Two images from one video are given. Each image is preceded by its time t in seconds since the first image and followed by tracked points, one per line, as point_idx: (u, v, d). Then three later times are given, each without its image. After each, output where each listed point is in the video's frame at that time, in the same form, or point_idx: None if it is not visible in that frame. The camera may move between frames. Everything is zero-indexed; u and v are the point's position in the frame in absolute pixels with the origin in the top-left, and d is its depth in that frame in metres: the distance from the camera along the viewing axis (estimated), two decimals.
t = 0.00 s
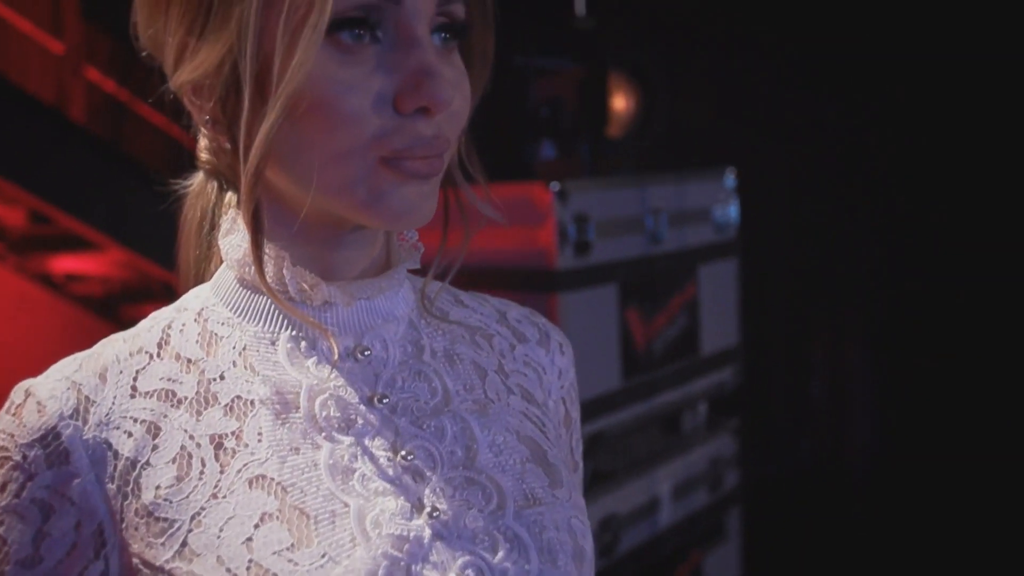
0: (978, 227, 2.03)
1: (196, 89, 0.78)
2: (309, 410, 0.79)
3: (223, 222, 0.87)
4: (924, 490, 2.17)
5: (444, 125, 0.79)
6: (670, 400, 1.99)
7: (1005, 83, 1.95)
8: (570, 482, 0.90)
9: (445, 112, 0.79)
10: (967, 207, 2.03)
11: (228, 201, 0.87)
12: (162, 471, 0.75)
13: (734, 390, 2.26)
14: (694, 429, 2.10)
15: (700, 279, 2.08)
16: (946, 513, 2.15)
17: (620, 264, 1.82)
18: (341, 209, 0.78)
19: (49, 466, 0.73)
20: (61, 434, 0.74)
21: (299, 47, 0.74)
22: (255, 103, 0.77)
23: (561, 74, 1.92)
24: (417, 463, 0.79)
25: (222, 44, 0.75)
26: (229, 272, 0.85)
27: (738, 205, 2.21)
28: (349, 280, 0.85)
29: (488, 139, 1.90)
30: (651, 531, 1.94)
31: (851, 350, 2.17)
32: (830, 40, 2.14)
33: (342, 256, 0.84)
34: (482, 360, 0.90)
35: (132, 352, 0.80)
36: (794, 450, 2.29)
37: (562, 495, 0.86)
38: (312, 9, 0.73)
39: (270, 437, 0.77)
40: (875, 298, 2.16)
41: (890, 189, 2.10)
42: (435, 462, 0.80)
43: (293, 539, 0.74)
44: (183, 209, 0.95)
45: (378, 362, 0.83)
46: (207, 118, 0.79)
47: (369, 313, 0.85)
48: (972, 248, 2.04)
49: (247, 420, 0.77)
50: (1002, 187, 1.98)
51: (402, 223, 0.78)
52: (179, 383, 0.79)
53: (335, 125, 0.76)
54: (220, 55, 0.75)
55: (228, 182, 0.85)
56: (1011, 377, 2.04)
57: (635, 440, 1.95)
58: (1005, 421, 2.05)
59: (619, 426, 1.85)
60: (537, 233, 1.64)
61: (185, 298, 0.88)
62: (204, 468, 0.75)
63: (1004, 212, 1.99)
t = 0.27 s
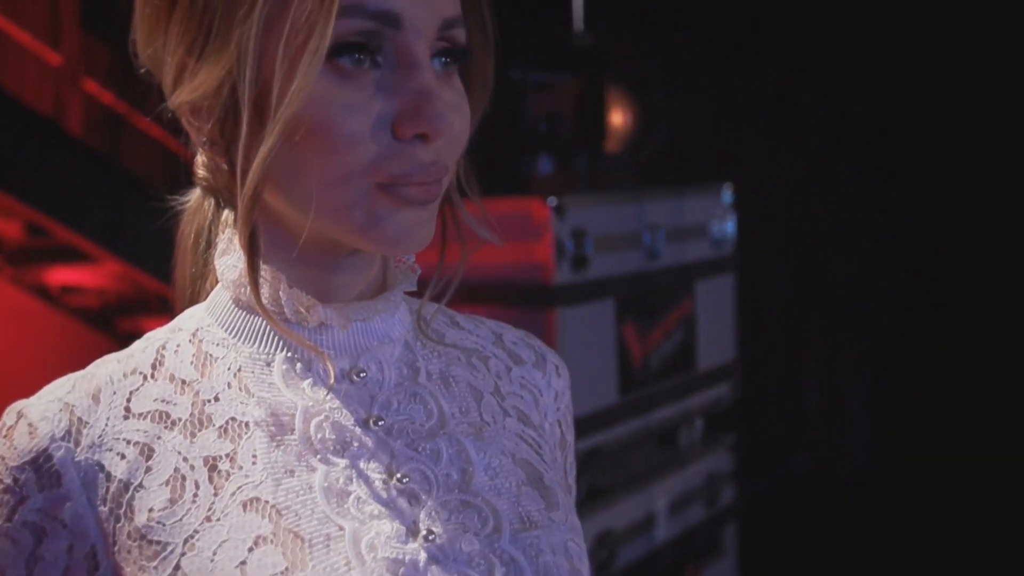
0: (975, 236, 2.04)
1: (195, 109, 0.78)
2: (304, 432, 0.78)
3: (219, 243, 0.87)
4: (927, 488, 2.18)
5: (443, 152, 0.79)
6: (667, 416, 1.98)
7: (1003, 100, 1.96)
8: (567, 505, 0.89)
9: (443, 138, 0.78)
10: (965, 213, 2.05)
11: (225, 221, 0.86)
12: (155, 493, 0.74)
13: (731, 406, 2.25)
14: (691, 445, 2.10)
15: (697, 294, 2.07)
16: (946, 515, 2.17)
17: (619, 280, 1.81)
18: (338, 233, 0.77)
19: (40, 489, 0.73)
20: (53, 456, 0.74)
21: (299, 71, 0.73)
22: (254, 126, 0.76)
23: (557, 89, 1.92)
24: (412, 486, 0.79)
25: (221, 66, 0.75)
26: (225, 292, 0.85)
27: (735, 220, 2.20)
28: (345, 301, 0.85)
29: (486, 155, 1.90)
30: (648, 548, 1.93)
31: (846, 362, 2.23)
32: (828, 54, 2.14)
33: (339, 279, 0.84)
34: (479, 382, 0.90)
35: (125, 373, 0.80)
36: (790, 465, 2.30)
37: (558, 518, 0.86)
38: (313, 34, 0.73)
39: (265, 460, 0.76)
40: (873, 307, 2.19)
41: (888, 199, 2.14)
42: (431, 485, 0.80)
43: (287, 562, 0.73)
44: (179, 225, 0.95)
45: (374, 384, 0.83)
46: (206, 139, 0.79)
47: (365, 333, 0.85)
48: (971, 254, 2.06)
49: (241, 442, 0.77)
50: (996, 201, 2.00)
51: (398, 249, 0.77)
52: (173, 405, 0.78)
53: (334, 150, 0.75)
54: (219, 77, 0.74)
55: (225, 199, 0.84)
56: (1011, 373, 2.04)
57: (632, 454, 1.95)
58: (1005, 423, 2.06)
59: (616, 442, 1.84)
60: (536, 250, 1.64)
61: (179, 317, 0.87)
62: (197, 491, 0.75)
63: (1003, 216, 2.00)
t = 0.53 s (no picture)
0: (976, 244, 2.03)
1: (198, 129, 0.77)
2: (305, 454, 0.77)
3: (222, 261, 0.86)
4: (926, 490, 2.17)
5: (447, 173, 0.79)
6: (666, 431, 1.97)
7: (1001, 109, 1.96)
8: (569, 528, 0.88)
9: (447, 160, 0.78)
10: (964, 224, 2.03)
11: (228, 240, 0.86)
12: (154, 515, 0.73)
13: (730, 422, 2.24)
14: (690, 460, 2.08)
15: (697, 308, 2.06)
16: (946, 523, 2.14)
17: (620, 293, 1.81)
18: (342, 254, 0.76)
19: (38, 511, 0.72)
20: (52, 478, 0.73)
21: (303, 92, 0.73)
22: (257, 146, 0.76)
23: (557, 104, 1.90)
24: (413, 509, 0.78)
25: (225, 87, 0.74)
26: (226, 312, 0.84)
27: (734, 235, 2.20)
28: (347, 322, 0.84)
29: (486, 170, 1.90)
30: (648, 566, 1.90)
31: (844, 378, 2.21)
32: (828, 72, 2.14)
33: (340, 299, 0.84)
34: (481, 404, 0.89)
35: (126, 394, 0.79)
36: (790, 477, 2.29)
37: (562, 541, 0.85)
38: (318, 55, 0.73)
39: (266, 482, 0.75)
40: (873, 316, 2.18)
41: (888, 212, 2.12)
42: (432, 508, 0.79)
43: None
44: (183, 244, 0.94)
45: (376, 406, 0.82)
46: (209, 159, 0.78)
47: (367, 354, 0.84)
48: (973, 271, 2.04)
49: (242, 464, 0.76)
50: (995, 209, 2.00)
51: (402, 270, 0.76)
52: (174, 426, 0.77)
53: (338, 170, 0.75)
54: (223, 97, 0.74)
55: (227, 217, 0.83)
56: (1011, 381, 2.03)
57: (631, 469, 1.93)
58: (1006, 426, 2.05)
59: (616, 456, 1.83)
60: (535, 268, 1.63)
61: (180, 337, 0.87)
62: (197, 513, 0.74)
63: (1000, 228, 1.99)
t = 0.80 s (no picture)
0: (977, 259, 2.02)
1: (203, 142, 0.77)
2: (308, 468, 0.77)
3: (225, 274, 0.86)
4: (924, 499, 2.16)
5: (452, 189, 0.78)
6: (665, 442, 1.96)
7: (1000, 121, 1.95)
8: (572, 542, 0.88)
9: (453, 175, 0.77)
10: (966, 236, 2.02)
11: (231, 251, 0.85)
12: (156, 529, 0.73)
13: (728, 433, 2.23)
14: (688, 471, 2.07)
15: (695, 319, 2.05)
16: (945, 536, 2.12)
17: (616, 306, 1.80)
18: (346, 270, 0.76)
19: (39, 524, 0.72)
20: (53, 490, 0.72)
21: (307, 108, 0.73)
22: (262, 160, 0.76)
23: (557, 113, 1.93)
24: (416, 525, 0.77)
25: (229, 100, 0.74)
26: (229, 324, 0.84)
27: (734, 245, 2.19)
28: (351, 336, 0.84)
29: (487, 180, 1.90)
30: None
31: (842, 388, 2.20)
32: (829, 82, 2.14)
33: (344, 313, 0.83)
34: (485, 418, 0.89)
35: (128, 406, 0.78)
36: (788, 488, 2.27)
37: (564, 556, 0.85)
38: (322, 70, 0.73)
39: (267, 497, 0.75)
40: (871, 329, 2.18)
41: (888, 222, 2.11)
42: (434, 524, 0.78)
43: None
44: (184, 258, 0.94)
45: (378, 420, 0.82)
46: (213, 172, 0.78)
47: (371, 368, 0.84)
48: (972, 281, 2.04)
49: (243, 479, 0.76)
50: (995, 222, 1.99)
51: (405, 286, 0.76)
52: (177, 440, 0.77)
53: (342, 185, 0.75)
54: (228, 111, 0.74)
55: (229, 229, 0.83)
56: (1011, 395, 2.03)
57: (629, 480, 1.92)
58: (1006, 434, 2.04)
59: (613, 467, 1.82)
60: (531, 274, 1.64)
61: (183, 349, 0.86)
62: (198, 528, 0.73)
63: (1001, 237, 1.99)
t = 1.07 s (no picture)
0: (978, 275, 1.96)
1: (205, 158, 0.76)
2: (308, 488, 0.76)
3: (226, 290, 0.85)
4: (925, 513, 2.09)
5: (454, 206, 0.78)
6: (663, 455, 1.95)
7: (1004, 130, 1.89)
8: (574, 562, 0.87)
9: (456, 194, 0.77)
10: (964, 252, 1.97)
11: (232, 268, 0.85)
12: (154, 548, 0.72)
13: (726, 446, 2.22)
14: (686, 484, 2.06)
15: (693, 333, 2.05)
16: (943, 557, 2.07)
17: (616, 318, 1.80)
18: (348, 289, 0.76)
19: (37, 540, 0.71)
20: (52, 506, 0.72)
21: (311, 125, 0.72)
22: (266, 176, 0.75)
23: (557, 125, 1.92)
24: (416, 545, 0.76)
25: (233, 116, 0.73)
26: (230, 341, 0.84)
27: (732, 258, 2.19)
28: (353, 354, 0.83)
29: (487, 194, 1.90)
30: None
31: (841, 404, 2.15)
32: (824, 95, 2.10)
33: (346, 332, 0.82)
34: (486, 436, 0.88)
35: (128, 423, 0.78)
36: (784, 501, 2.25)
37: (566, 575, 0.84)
38: (327, 87, 0.72)
39: (267, 516, 0.74)
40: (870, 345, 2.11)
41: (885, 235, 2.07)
42: (435, 544, 0.77)
43: None
44: (185, 277, 0.93)
45: (379, 438, 0.81)
46: (215, 188, 0.77)
47: (372, 386, 0.83)
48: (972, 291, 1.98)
49: (243, 498, 0.75)
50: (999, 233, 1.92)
51: (405, 307, 0.75)
52: (177, 458, 0.76)
53: (346, 203, 0.74)
54: (231, 126, 0.73)
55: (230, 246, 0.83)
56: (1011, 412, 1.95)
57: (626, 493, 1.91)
58: (1007, 448, 1.97)
59: (611, 481, 1.80)
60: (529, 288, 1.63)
61: (183, 365, 0.86)
62: (197, 547, 0.72)
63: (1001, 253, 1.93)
